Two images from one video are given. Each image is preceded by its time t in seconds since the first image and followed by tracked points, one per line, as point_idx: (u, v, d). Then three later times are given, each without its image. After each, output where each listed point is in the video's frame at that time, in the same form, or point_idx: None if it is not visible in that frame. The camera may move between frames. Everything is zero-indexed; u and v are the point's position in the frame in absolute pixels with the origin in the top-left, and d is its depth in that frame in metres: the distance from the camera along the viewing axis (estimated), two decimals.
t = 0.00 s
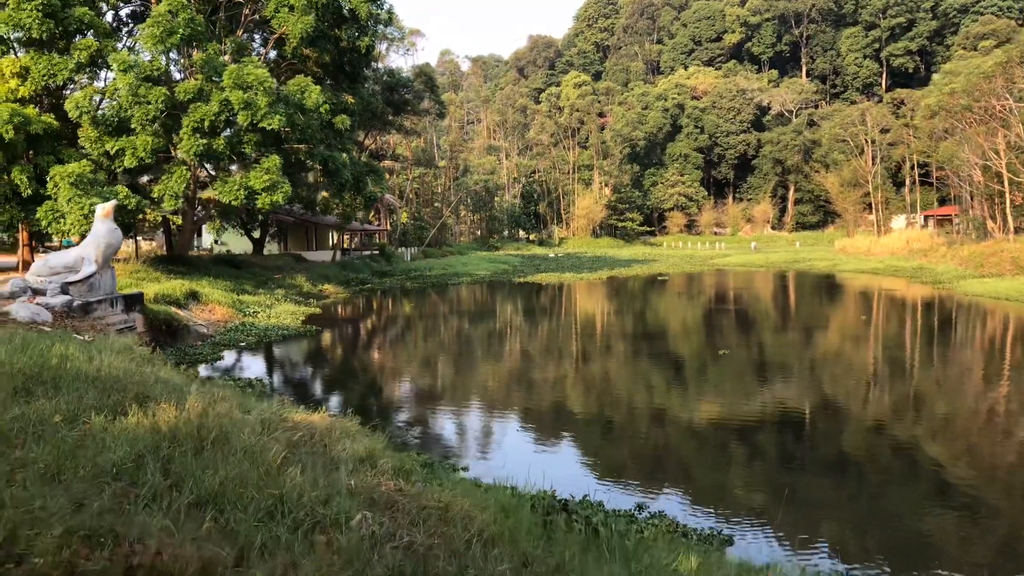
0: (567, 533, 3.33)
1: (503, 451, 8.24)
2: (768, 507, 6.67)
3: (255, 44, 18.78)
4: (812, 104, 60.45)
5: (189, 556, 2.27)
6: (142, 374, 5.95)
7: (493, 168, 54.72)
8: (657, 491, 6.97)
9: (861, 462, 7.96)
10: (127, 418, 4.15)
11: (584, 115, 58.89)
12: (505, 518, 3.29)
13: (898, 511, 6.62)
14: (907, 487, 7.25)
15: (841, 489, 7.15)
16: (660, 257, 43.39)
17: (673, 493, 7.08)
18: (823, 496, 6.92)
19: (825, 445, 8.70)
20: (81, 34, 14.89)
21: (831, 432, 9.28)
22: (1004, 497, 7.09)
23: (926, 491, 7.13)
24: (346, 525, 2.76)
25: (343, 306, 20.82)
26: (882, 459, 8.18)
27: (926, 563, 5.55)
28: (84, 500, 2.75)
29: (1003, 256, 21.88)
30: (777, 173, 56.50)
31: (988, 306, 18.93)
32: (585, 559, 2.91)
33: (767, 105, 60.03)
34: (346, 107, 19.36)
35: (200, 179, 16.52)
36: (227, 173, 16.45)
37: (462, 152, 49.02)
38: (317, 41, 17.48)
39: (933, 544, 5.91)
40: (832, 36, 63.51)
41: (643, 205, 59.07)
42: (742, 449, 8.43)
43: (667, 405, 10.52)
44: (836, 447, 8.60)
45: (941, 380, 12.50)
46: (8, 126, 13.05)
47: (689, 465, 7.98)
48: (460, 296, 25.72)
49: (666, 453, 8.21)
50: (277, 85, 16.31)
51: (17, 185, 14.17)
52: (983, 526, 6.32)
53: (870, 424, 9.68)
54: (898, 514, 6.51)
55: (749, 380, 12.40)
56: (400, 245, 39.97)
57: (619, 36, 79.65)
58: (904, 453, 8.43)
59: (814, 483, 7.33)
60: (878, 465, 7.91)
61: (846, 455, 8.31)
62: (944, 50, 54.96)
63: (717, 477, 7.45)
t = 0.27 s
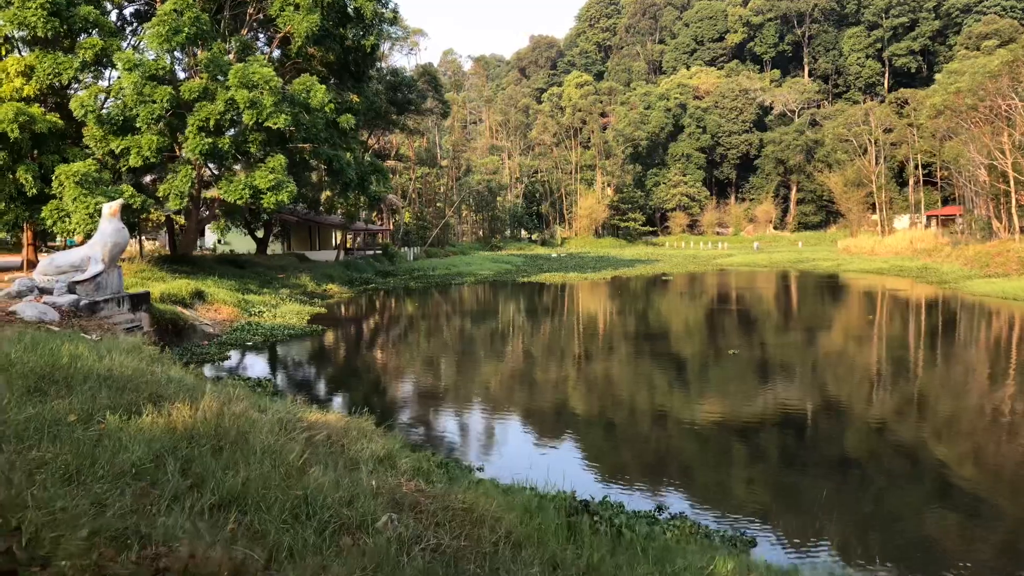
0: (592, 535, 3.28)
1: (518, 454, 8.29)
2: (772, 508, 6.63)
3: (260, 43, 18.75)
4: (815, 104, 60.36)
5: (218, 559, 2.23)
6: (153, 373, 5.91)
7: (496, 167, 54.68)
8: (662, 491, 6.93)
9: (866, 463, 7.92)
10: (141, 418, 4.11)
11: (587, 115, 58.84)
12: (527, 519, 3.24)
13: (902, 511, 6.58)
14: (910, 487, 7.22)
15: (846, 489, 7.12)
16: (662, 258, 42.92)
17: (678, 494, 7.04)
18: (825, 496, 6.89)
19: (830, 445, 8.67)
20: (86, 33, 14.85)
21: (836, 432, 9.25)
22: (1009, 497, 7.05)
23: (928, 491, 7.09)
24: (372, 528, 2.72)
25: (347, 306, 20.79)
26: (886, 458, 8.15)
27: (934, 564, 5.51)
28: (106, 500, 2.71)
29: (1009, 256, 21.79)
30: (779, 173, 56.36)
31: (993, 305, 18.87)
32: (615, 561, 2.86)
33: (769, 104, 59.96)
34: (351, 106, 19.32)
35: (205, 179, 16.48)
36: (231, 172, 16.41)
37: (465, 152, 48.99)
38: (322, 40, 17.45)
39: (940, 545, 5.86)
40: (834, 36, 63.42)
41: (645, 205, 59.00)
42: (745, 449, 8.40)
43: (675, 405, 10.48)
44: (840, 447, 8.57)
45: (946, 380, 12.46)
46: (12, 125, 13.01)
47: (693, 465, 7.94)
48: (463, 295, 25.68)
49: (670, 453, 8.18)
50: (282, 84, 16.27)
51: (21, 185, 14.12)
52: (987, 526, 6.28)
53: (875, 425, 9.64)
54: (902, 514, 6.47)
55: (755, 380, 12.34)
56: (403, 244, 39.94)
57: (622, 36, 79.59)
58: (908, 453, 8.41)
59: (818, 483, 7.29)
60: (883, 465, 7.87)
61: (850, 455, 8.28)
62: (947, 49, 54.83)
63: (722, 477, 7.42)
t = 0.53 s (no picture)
0: (617, 541, 3.23)
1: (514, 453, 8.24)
2: (775, 508, 6.60)
3: (263, 43, 18.70)
4: (816, 104, 60.34)
5: (244, 569, 2.19)
6: (162, 375, 5.88)
7: (497, 167, 54.65)
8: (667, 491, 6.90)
9: (868, 463, 7.90)
10: (154, 420, 4.07)
11: (587, 115, 58.81)
12: (550, 524, 3.19)
13: (905, 511, 6.55)
14: (912, 486, 7.19)
15: (848, 489, 7.10)
16: (663, 257, 42.81)
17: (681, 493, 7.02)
18: (827, 496, 6.87)
19: (832, 445, 8.65)
20: (89, 32, 14.78)
21: (839, 432, 9.23)
22: (1011, 497, 7.03)
23: (929, 490, 7.07)
24: (398, 535, 2.67)
25: (349, 306, 20.76)
26: (887, 458, 8.13)
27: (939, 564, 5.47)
28: (127, 507, 2.66)
29: (1013, 257, 21.73)
30: (780, 173, 56.29)
31: (996, 305, 18.85)
32: (643, 569, 2.81)
33: (770, 104, 59.94)
34: (353, 106, 19.28)
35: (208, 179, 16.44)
36: (234, 172, 16.35)
37: (466, 152, 48.95)
38: (325, 39, 17.40)
39: (941, 544, 5.84)
40: (835, 36, 63.38)
41: (646, 205, 58.95)
42: (746, 448, 8.38)
43: (681, 405, 10.45)
44: (841, 446, 8.55)
45: (950, 381, 12.43)
46: (15, 124, 12.95)
47: (695, 465, 7.92)
48: (464, 296, 25.63)
49: (672, 453, 8.16)
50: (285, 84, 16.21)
51: (24, 185, 14.06)
52: (988, 526, 6.26)
53: (878, 424, 9.61)
54: (903, 513, 6.45)
55: (760, 380, 12.30)
56: (404, 244, 39.91)
57: (622, 36, 79.54)
58: (910, 453, 8.39)
59: (820, 482, 7.27)
60: (886, 465, 7.85)
61: (852, 454, 8.26)
62: (948, 49, 54.78)
63: (725, 477, 7.39)
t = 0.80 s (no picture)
0: (640, 544, 3.16)
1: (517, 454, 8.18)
2: (777, 507, 6.56)
3: (264, 41, 18.63)
4: (815, 104, 60.34)
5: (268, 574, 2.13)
6: (168, 374, 5.81)
7: (496, 167, 54.66)
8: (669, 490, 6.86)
9: (870, 462, 7.87)
10: (164, 420, 4.00)
11: (587, 115, 58.80)
12: (571, 526, 3.13)
13: (907, 510, 6.51)
14: (913, 485, 7.16)
15: (850, 488, 7.06)
16: (665, 257, 43.24)
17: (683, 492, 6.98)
18: (828, 495, 6.82)
19: (834, 444, 8.62)
20: (90, 29, 14.67)
21: (841, 431, 9.20)
22: (1014, 497, 6.99)
23: (930, 490, 7.03)
24: (422, 539, 2.60)
25: (349, 306, 20.69)
26: (890, 457, 8.09)
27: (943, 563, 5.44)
28: (144, 510, 2.60)
29: (1016, 257, 21.70)
30: (780, 173, 56.23)
31: (997, 305, 18.82)
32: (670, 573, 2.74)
33: (770, 104, 59.94)
34: (354, 105, 19.21)
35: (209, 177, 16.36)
36: (235, 171, 16.26)
37: (465, 152, 48.90)
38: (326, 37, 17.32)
39: (943, 543, 5.81)
40: (834, 36, 63.37)
41: (645, 204, 58.93)
42: (747, 448, 8.34)
43: (685, 405, 10.41)
44: (844, 446, 8.52)
45: (953, 380, 12.40)
46: (15, 122, 12.86)
47: (697, 464, 7.88)
48: (464, 295, 25.57)
49: (673, 452, 8.12)
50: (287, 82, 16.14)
51: (24, 183, 13.96)
52: (991, 525, 6.23)
53: (881, 424, 9.58)
54: (904, 512, 6.42)
55: (764, 380, 12.24)
56: (404, 244, 39.86)
57: (622, 36, 79.51)
58: (912, 452, 8.35)
59: (822, 482, 7.23)
60: (888, 465, 7.81)
61: (853, 453, 8.22)
62: (948, 49, 54.75)
63: (727, 476, 7.35)
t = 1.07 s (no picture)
0: (663, 555, 3.10)
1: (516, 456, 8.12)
2: (779, 508, 6.53)
3: (264, 41, 18.57)
4: (814, 104, 60.36)
5: None
6: (173, 378, 5.75)
7: (496, 167, 54.65)
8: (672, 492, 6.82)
9: (872, 463, 7.84)
10: (173, 426, 3.94)
11: (586, 115, 58.82)
12: (593, 536, 3.06)
13: (911, 511, 6.48)
14: (914, 486, 7.13)
15: (852, 488, 7.03)
16: (666, 257, 43.41)
17: (685, 494, 6.95)
18: (826, 496, 6.81)
19: (833, 444, 8.61)
20: (89, 29, 14.55)
21: (843, 432, 9.17)
22: (1017, 498, 6.96)
23: (928, 490, 7.02)
24: (445, 551, 2.53)
25: (349, 307, 20.65)
26: (888, 458, 8.08)
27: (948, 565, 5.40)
28: (158, 521, 2.53)
29: (1020, 257, 21.69)
30: (779, 173, 56.04)
31: (998, 306, 18.81)
32: None
33: (769, 105, 59.96)
34: (355, 105, 19.15)
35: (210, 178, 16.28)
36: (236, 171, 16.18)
37: (464, 152, 48.89)
38: (327, 37, 17.27)
39: (946, 545, 5.77)
40: (833, 36, 63.42)
41: (645, 205, 58.96)
42: (745, 448, 8.33)
43: (689, 406, 10.37)
44: (842, 446, 8.50)
45: (955, 381, 12.38)
46: (15, 122, 12.78)
47: (698, 466, 7.85)
48: (464, 296, 25.55)
49: (675, 454, 8.09)
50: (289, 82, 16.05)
51: (24, 184, 13.85)
52: (989, 525, 6.21)
53: (884, 425, 9.56)
54: (907, 513, 6.39)
55: (764, 381, 12.22)
56: (404, 244, 39.84)
57: (620, 36, 79.53)
58: (911, 452, 8.34)
59: (825, 484, 7.20)
60: (891, 465, 7.78)
61: (852, 454, 8.21)
62: (947, 50, 54.78)
63: (729, 477, 7.32)
